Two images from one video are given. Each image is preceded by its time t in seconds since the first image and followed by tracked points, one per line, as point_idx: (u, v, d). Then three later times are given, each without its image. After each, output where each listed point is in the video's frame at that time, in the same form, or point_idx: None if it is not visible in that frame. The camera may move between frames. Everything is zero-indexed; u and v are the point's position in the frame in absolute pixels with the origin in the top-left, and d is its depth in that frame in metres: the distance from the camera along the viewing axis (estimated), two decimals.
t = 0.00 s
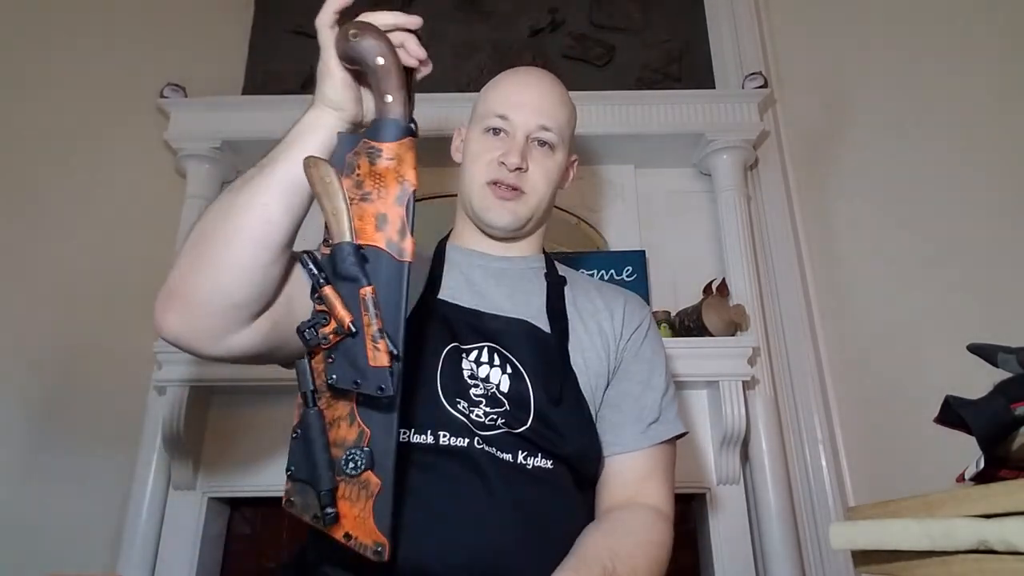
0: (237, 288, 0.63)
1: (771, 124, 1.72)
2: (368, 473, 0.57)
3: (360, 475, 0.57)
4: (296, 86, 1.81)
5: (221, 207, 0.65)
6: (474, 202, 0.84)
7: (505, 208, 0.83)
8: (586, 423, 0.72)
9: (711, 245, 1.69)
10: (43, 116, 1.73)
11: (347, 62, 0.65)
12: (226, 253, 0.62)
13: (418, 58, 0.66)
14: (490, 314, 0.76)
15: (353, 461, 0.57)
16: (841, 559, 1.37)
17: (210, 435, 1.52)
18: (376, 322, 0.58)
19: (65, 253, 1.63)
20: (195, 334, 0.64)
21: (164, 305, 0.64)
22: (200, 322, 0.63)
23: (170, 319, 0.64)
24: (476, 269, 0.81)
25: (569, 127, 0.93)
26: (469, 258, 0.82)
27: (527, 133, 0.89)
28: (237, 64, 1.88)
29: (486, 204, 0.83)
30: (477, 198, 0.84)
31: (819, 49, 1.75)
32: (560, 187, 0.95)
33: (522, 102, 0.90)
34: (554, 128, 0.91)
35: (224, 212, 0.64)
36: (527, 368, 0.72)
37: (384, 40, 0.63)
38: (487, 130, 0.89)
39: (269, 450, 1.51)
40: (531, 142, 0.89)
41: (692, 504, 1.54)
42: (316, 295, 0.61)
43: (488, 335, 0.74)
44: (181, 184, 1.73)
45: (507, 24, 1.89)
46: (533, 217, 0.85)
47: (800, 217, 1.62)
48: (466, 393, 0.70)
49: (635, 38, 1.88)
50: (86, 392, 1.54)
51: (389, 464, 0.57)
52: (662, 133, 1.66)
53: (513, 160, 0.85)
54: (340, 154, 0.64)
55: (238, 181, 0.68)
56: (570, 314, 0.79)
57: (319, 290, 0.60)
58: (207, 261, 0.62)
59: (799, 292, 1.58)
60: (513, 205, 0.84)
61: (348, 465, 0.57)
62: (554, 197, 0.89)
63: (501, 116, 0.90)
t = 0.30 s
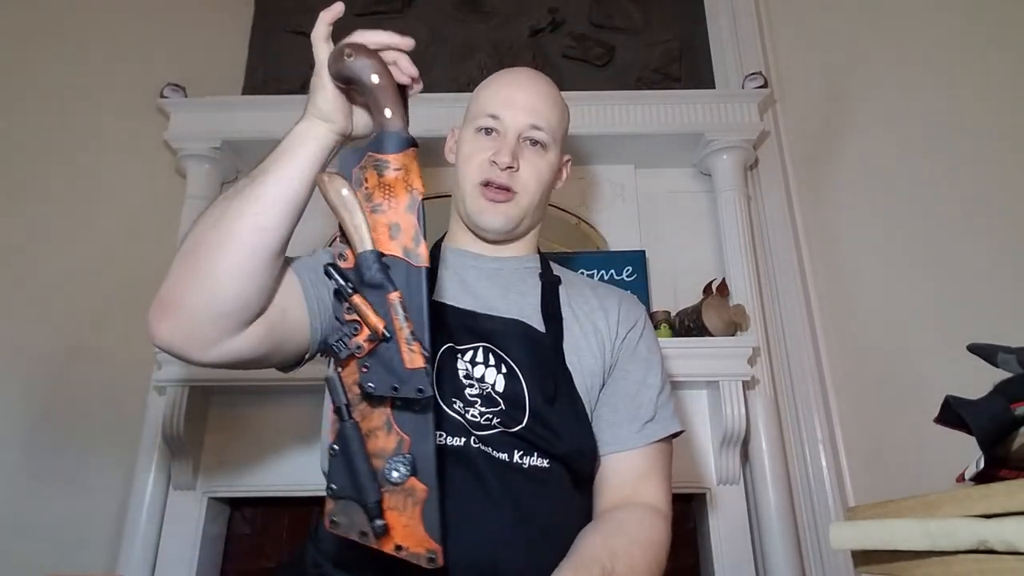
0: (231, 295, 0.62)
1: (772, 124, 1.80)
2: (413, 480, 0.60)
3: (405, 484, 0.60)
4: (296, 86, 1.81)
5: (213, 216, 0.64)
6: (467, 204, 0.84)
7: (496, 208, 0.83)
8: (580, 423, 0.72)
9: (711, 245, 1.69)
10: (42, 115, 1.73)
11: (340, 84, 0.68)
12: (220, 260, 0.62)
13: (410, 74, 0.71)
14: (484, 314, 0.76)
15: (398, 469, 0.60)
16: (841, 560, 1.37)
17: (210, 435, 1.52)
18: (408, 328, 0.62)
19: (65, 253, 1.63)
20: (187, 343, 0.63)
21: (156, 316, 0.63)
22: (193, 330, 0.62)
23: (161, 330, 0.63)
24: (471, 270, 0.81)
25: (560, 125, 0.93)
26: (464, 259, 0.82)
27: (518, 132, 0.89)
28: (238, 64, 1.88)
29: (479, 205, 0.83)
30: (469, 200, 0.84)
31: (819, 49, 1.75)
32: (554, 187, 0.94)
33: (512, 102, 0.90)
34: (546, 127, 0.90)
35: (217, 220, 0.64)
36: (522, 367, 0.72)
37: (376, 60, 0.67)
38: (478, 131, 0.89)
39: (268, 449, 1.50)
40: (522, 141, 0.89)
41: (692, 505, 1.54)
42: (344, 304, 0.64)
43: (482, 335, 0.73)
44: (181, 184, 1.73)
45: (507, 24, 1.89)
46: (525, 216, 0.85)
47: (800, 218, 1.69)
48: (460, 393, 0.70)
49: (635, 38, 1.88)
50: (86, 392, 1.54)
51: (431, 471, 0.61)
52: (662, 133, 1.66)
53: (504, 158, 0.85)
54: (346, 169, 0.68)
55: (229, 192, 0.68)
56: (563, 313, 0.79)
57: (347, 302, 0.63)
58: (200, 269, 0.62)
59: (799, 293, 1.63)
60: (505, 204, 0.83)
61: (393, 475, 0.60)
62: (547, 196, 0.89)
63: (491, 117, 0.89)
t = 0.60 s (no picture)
0: (230, 297, 0.63)
1: (772, 124, 1.77)
2: (444, 491, 0.58)
3: (436, 496, 0.57)
4: (296, 86, 1.81)
5: (215, 217, 0.65)
6: (466, 200, 0.84)
7: (496, 203, 0.83)
8: (580, 423, 0.72)
9: (710, 245, 1.69)
10: (42, 114, 1.73)
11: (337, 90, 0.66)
12: (221, 262, 0.62)
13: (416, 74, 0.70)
14: (484, 314, 0.76)
15: (426, 480, 0.57)
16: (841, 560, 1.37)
17: (210, 435, 1.52)
18: (425, 336, 0.60)
19: (65, 253, 1.63)
20: (186, 342, 0.64)
21: (155, 313, 0.64)
22: (192, 329, 0.63)
23: (161, 327, 0.64)
24: (471, 270, 0.81)
25: (557, 117, 0.93)
26: (464, 258, 0.82)
27: (515, 125, 0.89)
28: (238, 64, 1.88)
29: (478, 201, 0.83)
30: (468, 196, 0.84)
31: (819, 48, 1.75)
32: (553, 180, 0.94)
33: (508, 97, 0.90)
34: (543, 119, 0.90)
35: (218, 221, 0.64)
36: (522, 368, 0.72)
37: (371, 61, 0.65)
38: (474, 126, 0.89)
39: (268, 449, 1.51)
40: (520, 134, 0.89)
41: (692, 505, 1.54)
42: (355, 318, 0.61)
43: (482, 335, 0.73)
44: (181, 184, 1.73)
45: (507, 24, 1.89)
46: (525, 209, 0.85)
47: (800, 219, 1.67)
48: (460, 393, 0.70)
49: (635, 37, 1.88)
50: (86, 392, 1.54)
51: (460, 480, 0.59)
52: (662, 133, 1.66)
53: (502, 151, 0.85)
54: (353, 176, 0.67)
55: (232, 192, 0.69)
56: (564, 313, 0.79)
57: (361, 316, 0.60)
58: (200, 270, 0.63)
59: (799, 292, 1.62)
60: (505, 199, 0.84)
61: (423, 486, 0.57)
62: (546, 189, 0.89)
63: (488, 112, 0.89)
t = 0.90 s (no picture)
0: (228, 288, 0.63)
1: (772, 124, 1.71)
2: (496, 470, 0.50)
3: (488, 477, 0.50)
4: (296, 87, 1.82)
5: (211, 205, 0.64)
6: (464, 188, 0.84)
7: (495, 187, 0.83)
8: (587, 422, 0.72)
9: (711, 245, 1.69)
10: (44, 115, 1.73)
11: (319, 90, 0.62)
12: (213, 251, 0.62)
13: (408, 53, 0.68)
14: (490, 313, 0.75)
15: (475, 461, 0.50)
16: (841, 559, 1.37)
17: (210, 435, 1.52)
18: (442, 323, 0.54)
19: (66, 253, 1.63)
20: (180, 330, 0.64)
21: (152, 301, 0.64)
22: (186, 318, 0.63)
23: (156, 315, 0.64)
24: (476, 269, 0.81)
25: (547, 101, 0.93)
26: (469, 257, 0.82)
27: (506, 112, 0.90)
28: (237, 64, 1.88)
29: (477, 187, 0.83)
30: (466, 184, 0.84)
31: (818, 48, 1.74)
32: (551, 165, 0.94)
33: (496, 85, 0.91)
34: (532, 102, 0.91)
35: (214, 210, 0.63)
36: (527, 369, 0.71)
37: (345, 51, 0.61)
38: (466, 118, 0.90)
39: (268, 449, 1.50)
40: (512, 120, 0.89)
41: (692, 505, 1.54)
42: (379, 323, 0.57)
43: (488, 334, 0.72)
44: (181, 184, 1.73)
45: (507, 24, 1.89)
46: (525, 191, 0.84)
47: (800, 215, 1.61)
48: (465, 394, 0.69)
49: (635, 38, 1.88)
50: (86, 392, 1.54)
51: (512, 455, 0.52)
52: (663, 133, 1.65)
53: (495, 135, 0.85)
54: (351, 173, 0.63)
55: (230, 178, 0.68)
56: (574, 313, 0.79)
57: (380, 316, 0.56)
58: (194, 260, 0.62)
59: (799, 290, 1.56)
60: (503, 182, 0.83)
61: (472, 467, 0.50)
62: (544, 170, 0.88)
63: (478, 102, 0.90)
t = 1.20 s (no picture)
0: (221, 276, 0.64)
1: (772, 124, 1.72)
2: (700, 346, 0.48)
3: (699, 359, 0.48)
4: (296, 87, 1.82)
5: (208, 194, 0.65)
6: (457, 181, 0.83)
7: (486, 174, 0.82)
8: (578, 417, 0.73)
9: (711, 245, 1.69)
10: (43, 115, 1.73)
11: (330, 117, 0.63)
12: (211, 239, 0.63)
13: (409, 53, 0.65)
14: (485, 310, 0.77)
15: (655, 352, 0.43)
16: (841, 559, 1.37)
17: (210, 435, 1.52)
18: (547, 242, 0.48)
19: (67, 253, 1.63)
20: (175, 316, 0.64)
21: (147, 287, 0.65)
22: (183, 305, 0.64)
23: (151, 302, 0.64)
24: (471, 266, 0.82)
25: (529, 100, 0.95)
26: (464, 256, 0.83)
27: (491, 110, 0.90)
28: (238, 64, 1.88)
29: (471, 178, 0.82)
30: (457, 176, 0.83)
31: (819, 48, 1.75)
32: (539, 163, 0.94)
33: (479, 86, 0.92)
34: (517, 100, 0.92)
35: (212, 199, 0.64)
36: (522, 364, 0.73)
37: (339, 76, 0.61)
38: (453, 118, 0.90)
39: (268, 449, 1.50)
40: (498, 117, 0.90)
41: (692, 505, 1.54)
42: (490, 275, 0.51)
43: (483, 331, 0.75)
44: (181, 184, 1.73)
45: (507, 24, 1.89)
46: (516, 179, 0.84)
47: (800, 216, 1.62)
48: (460, 388, 0.70)
49: (635, 38, 1.88)
50: (86, 392, 1.54)
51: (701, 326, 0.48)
52: (662, 133, 1.66)
53: (482, 128, 0.85)
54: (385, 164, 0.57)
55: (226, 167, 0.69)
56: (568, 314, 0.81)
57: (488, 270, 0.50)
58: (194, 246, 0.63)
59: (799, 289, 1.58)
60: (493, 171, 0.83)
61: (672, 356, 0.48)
62: (532, 164, 0.89)
63: (463, 103, 0.91)
